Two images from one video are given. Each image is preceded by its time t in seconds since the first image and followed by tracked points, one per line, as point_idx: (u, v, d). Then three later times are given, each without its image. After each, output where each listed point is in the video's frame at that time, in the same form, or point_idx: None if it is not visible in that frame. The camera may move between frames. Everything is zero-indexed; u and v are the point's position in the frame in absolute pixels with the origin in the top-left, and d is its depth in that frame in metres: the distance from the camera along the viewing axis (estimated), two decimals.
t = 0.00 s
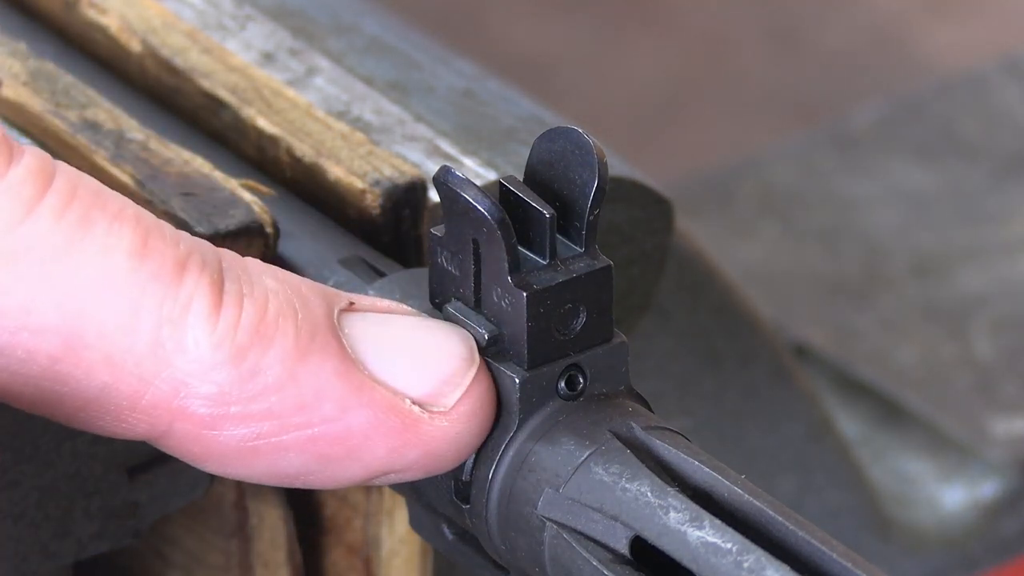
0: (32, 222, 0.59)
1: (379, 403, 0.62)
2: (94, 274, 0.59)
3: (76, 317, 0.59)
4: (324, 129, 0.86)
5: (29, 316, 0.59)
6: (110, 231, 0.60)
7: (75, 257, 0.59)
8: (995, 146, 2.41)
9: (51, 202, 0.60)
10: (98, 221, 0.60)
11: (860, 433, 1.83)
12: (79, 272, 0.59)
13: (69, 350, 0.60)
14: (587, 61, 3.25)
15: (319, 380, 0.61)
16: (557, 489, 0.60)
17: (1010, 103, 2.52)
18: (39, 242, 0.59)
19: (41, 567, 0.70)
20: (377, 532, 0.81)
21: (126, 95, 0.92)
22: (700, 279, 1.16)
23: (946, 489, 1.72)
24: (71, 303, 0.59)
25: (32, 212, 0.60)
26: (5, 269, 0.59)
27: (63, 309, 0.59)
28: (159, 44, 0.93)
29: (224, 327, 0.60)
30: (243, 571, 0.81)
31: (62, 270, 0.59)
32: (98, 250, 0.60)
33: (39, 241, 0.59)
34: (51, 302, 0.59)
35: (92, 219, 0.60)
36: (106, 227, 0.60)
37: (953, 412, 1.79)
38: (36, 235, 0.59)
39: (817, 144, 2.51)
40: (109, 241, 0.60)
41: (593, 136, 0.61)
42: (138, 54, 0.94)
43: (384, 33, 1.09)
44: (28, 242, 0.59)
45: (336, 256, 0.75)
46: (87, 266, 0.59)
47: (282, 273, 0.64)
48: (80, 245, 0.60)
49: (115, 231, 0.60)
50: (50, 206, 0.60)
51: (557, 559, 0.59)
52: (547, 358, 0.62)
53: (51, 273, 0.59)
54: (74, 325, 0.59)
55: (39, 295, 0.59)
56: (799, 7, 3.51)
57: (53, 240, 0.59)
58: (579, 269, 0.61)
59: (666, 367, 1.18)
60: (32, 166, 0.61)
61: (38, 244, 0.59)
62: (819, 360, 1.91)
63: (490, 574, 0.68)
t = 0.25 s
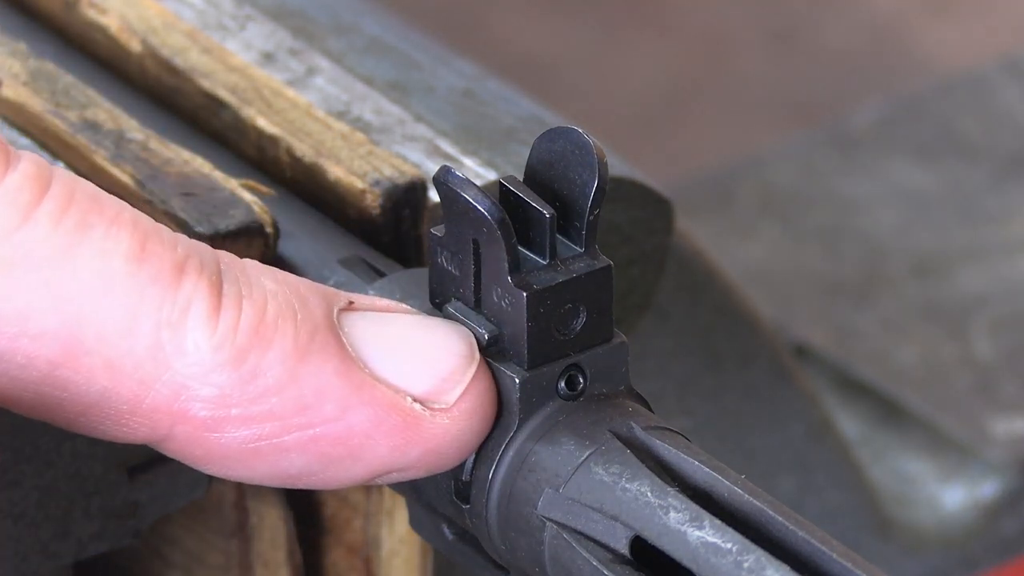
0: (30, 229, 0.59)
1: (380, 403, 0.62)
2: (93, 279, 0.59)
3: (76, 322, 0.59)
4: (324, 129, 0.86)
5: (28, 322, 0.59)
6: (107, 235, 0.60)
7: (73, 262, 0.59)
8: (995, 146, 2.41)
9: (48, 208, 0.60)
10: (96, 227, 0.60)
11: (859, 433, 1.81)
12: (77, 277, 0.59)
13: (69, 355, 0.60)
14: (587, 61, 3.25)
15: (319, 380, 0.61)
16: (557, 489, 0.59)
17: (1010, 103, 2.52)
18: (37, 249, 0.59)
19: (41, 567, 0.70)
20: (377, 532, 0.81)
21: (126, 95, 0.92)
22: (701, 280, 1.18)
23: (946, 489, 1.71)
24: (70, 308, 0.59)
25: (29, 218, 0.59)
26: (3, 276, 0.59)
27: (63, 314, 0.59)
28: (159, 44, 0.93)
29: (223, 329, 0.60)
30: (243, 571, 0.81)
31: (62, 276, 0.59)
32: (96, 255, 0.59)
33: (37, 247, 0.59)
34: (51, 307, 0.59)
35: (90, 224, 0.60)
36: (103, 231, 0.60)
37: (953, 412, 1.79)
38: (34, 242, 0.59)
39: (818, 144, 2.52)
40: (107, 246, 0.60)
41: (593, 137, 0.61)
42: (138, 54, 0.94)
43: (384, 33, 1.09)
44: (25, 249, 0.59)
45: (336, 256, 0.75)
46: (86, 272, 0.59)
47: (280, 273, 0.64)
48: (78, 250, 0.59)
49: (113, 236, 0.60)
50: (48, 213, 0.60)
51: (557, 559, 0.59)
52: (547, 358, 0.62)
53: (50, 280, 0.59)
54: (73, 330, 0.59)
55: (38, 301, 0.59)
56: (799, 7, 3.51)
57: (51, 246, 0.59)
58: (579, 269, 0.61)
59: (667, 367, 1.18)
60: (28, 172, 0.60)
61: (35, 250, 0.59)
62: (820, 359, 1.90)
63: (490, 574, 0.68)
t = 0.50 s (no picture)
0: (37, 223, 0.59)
1: (384, 402, 0.62)
2: (99, 275, 0.59)
3: (82, 318, 0.59)
4: (324, 129, 0.86)
5: (34, 317, 0.59)
6: (115, 231, 0.60)
7: (80, 258, 0.59)
8: (995, 146, 2.41)
9: (55, 203, 0.60)
10: (103, 222, 0.60)
11: (859, 433, 1.80)
12: (83, 272, 0.59)
13: (74, 351, 0.60)
14: (587, 61, 3.26)
15: (324, 378, 0.61)
16: (557, 489, 0.60)
17: (1010, 103, 2.52)
18: (42, 244, 0.59)
19: (42, 567, 0.70)
20: (377, 532, 0.81)
21: (126, 95, 0.92)
22: (701, 279, 1.18)
23: (946, 489, 1.70)
24: (76, 303, 0.59)
25: (36, 213, 0.59)
26: (8, 270, 0.59)
27: (68, 310, 0.59)
28: (159, 44, 0.93)
29: (229, 326, 0.60)
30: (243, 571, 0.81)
31: (68, 271, 0.59)
32: (103, 250, 0.59)
33: (43, 242, 0.59)
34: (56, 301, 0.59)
35: (97, 220, 0.60)
36: (109, 227, 0.60)
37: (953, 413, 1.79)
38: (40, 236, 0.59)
39: (818, 144, 2.52)
40: (114, 242, 0.60)
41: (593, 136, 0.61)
42: (138, 54, 0.94)
43: (384, 33, 1.09)
44: (32, 243, 0.59)
45: (336, 256, 0.75)
46: (92, 267, 0.59)
47: (285, 273, 0.64)
48: (85, 245, 0.59)
49: (120, 232, 0.60)
50: (55, 207, 0.59)
51: (557, 559, 0.59)
52: (547, 358, 0.62)
53: (56, 274, 0.59)
54: (78, 326, 0.59)
55: (43, 296, 0.59)
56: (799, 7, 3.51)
57: (57, 241, 0.59)
58: (579, 269, 0.61)
59: (667, 367, 1.18)
60: (36, 168, 0.60)
61: (41, 245, 0.59)
62: (819, 360, 1.90)
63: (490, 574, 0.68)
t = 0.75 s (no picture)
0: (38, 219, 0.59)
1: (384, 399, 0.62)
2: (100, 272, 0.59)
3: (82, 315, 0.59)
4: (324, 129, 0.86)
5: (34, 313, 0.59)
6: (116, 228, 0.60)
7: (82, 255, 0.59)
8: (995, 146, 2.41)
9: (56, 199, 0.59)
10: (104, 219, 0.60)
11: (859, 432, 1.80)
12: (84, 270, 0.59)
13: (74, 348, 0.60)
14: (587, 61, 3.26)
15: (324, 376, 0.61)
16: (557, 489, 0.60)
17: (1010, 103, 2.52)
18: (43, 240, 0.59)
19: (41, 567, 0.70)
20: (377, 532, 0.81)
21: (126, 95, 0.92)
22: (701, 280, 1.18)
23: (946, 489, 1.70)
24: (77, 300, 0.59)
25: (37, 209, 0.59)
26: (9, 266, 0.58)
27: (69, 306, 0.59)
28: (159, 44, 0.93)
29: (229, 323, 0.60)
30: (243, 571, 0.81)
31: (69, 267, 0.59)
32: (104, 247, 0.59)
33: (44, 238, 0.59)
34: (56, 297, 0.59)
35: (99, 217, 0.60)
36: (111, 224, 0.60)
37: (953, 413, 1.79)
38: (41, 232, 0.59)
39: (818, 144, 2.52)
40: (115, 239, 0.59)
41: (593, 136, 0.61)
42: (138, 54, 0.94)
43: (384, 33, 1.09)
44: (33, 240, 0.58)
45: (336, 256, 0.75)
46: (94, 264, 0.59)
47: (285, 270, 0.64)
48: (86, 243, 0.59)
49: (121, 229, 0.60)
50: (55, 204, 0.59)
51: (557, 559, 0.59)
52: (547, 358, 0.62)
53: (57, 271, 0.59)
54: (79, 322, 0.59)
55: (44, 293, 0.59)
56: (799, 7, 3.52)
57: (59, 238, 0.59)
58: (579, 269, 0.61)
59: (667, 367, 1.18)
60: (37, 164, 0.60)
61: (42, 241, 0.59)
62: (819, 360, 1.90)
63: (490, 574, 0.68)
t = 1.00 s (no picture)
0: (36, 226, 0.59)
1: (383, 400, 0.62)
2: (98, 278, 0.59)
3: (82, 321, 0.59)
4: (323, 129, 0.86)
5: (34, 320, 0.59)
6: (114, 233, 0.60)
7: (81, 261, 0.59)
8: (995, 146, 2.41)
9: (55, 206, 0.60)
10: (102, 225, 0.60)
11: (859, 433, 1.80)
12: (83, 276, 0.59)
13: (74, 353, 0.60)
14: (587, 61, 3.26)
15: (323, 379, 0.61)
16: (557, 489, 0.60)
17: (1010, 103, 2.52)
18: (42, 247, 0.59)
19: (42, 567, 0.70)
20: (377, 532, 0.81)
21: (126, 95, 0.92)
22: (701, 280, 1.18)
23: (947, 489, 1.70)
24: (75, 306, 0.59)
25: (36, 216, 0.59)
26: (8, 273, 0.59)
27: (68, 312, 0.59)
28: (159, 44, 0.93)
29: (227, 327, 0.60)
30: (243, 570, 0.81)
31: (69, 274, 0.59)
32: (103, 252, 0.59)
33: (42, 245, 0.59)
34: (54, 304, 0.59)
35: (97, 222, 0.60)
36: (109, 230, 0.60)
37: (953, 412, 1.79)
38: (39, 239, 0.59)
39: (818, 144, 2.52)
40: (114, 244, 0.60)
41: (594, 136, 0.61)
42: (138, 54, 0.94)
43: (385, 33, 1.09)
44: (31, 247, 0.59)
45: (337, 256, 0.75)
46: (92, 270, 0.59)
47: (283, 273, 0.64)
48: (84, 249, 0.59)
49: (119, 234, 0.60)
50: (55, 210, 0.59)
51: (557, 560, 0.59)
52: (547, 358, 0.62)
53: (56, 277, 0.59)
54: (78, 328, 0.59)
55: (43, 300, 0.59)
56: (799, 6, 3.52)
57: (57, 244, 0.59)
58: (579, 269, 0.61)
59: (667, 367, 1.18)
60: (35, 170, 0.60)
61: (41, 248, 0.59)
62: (819, 360, 1.90)
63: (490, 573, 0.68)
